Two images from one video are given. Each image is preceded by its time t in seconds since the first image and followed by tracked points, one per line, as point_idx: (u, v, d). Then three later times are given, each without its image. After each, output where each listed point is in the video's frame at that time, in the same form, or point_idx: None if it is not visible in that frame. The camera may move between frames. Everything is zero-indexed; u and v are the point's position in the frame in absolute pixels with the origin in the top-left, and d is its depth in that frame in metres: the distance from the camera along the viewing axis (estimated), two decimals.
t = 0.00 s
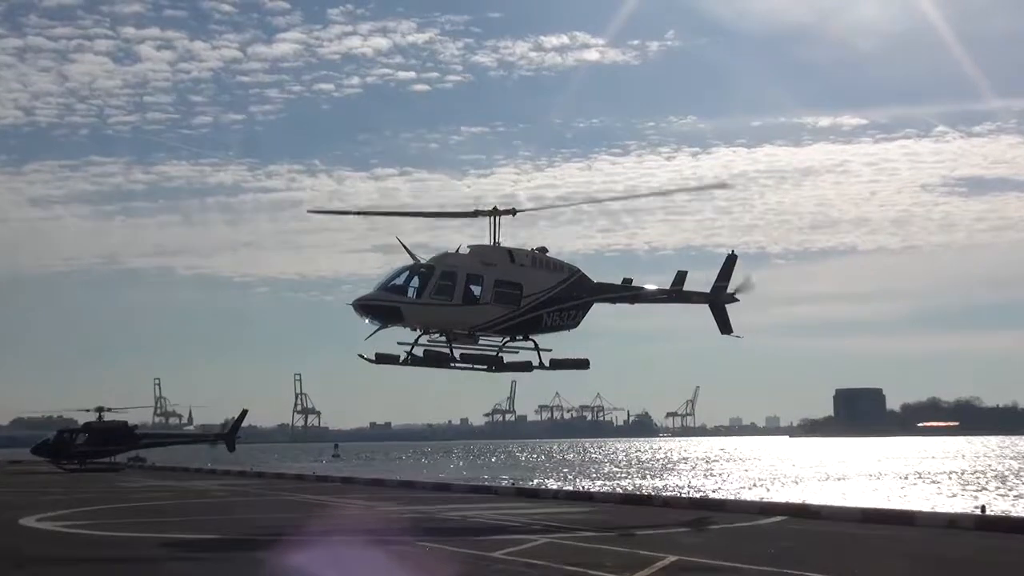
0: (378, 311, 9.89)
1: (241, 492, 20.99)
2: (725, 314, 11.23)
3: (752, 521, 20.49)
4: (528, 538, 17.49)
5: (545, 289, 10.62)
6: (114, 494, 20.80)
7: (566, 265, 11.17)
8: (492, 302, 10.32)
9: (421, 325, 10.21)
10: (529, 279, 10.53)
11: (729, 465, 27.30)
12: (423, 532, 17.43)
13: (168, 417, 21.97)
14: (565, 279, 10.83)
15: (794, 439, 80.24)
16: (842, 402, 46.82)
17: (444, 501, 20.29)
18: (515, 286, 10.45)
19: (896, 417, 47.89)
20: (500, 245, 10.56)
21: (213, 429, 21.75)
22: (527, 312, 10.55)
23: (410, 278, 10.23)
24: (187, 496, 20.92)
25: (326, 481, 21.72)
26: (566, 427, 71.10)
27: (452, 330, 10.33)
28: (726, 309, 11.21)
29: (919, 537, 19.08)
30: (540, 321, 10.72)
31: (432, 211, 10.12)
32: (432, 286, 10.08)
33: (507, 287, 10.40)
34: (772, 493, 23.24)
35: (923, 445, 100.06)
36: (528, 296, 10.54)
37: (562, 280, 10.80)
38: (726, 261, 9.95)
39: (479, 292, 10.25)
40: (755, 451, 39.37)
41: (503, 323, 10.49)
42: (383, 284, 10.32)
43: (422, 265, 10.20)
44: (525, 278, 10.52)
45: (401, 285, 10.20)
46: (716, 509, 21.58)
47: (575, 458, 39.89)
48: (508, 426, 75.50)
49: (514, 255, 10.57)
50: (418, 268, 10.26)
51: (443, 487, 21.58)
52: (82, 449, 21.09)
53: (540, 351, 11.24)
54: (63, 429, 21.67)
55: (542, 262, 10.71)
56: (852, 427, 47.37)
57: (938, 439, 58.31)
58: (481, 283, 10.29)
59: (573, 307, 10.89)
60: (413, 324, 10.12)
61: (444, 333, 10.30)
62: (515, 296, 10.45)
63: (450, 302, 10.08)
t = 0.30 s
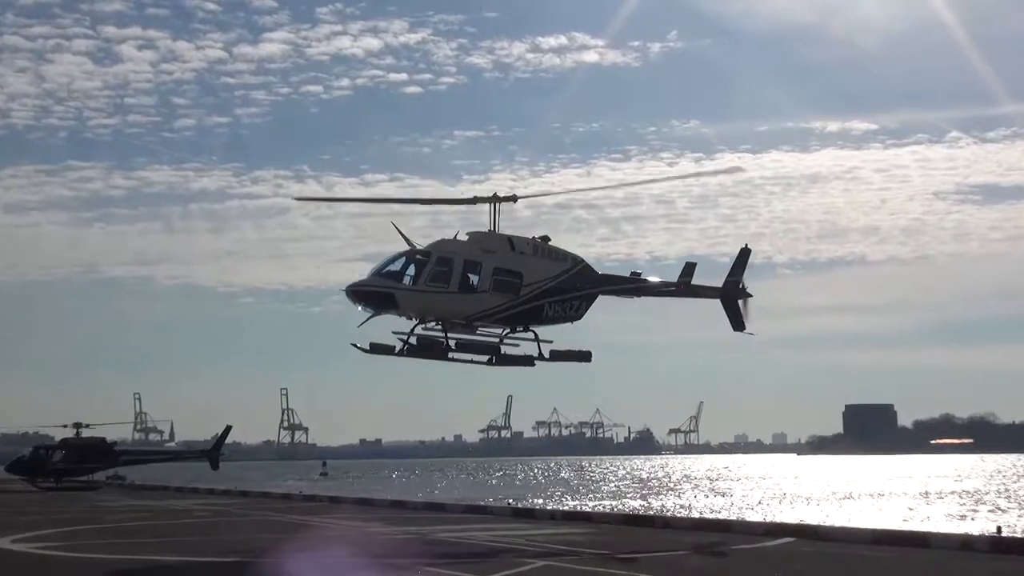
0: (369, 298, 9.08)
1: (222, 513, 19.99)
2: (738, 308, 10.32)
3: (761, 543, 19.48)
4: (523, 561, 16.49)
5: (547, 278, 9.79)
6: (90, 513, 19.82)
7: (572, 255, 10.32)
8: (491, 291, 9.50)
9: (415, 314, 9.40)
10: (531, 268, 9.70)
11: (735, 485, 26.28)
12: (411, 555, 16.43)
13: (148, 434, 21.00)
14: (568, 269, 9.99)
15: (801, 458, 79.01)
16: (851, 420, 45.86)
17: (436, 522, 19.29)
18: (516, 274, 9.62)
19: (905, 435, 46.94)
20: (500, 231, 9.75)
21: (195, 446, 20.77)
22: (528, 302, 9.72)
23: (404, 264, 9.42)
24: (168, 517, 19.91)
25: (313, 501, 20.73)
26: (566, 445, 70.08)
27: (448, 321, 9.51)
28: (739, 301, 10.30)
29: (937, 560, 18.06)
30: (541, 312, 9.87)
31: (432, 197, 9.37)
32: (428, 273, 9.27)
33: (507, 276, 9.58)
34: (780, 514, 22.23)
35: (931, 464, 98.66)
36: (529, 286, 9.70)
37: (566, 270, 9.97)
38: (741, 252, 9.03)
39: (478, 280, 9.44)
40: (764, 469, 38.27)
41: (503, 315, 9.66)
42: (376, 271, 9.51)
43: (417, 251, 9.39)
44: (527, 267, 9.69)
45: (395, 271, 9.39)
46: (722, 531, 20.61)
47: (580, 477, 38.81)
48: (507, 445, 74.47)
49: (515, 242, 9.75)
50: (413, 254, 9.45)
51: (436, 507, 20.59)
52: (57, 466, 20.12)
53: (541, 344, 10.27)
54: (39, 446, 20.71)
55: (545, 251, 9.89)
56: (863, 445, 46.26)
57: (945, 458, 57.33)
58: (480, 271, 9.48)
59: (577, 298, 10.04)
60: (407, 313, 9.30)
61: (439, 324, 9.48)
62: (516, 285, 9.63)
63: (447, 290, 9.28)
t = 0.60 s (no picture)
0: (365, 298, 8.71)
1: (207, 550, 18.91)
2: (757, 314, 9.48)
3: None
4: None
5: (551, 279, 9.26)
6: (68, 550, 18.90)
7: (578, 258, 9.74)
8: (492, 294, 9.03)
9: (415, 317, 9.00)
10: (534, 269, 9.19)
11: (742, 519, 25.40)
12: None
13: (130, 467, 20.16)
14: (575, 271, 9.45)
15: (809, 492, 77.76)
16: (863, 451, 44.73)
17: (431, 558, 18.43)
18: (518, 275, 9.14)
19: (919, 467, 45.76)
20: (502, 232, 9.25)
21: (180, 480, 19.89)
22: (532, 305, 9.20)
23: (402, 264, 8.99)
24: (150, 553, 18.98)
25: (302, 537, 19.84)
26: (569, 477, 68.84)
27: (449, 323, 9.08)
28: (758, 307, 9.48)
29: None
30: (545, 315, 9.31)
31: (433, 197, 9.02)
32: (426, 272, 8.85)
33: (509, 277, 9.09)
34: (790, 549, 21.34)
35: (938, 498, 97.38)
36: (532, 287, 9.18)
37: (572, 271, 9.42)
38: (760, 258, 8.25)
39: (479, 282, 8.99)
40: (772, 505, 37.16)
41: (505, 317, 9.18)
42: (375, 270, 9.11)
43: (416, 251, 8.95)
44: (530, 267, 9.18)
45: (394, 271, 8.96)
46: (731, 569, 19.64)
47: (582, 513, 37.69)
48: (510, 476, 73.24)
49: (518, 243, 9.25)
50: (412, 254, 9.01)
51: (431, 543, 19.68)
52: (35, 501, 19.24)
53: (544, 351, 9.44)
54: (15, 479, 19.82)
55: (550, 252, 9.36)
56: (874, 477, 45.14)
57: (957, 491, 56.07)
58: (481, 271, 9.02)
59: (584, 302, 9.45)
60: (406, 315, 8.89)
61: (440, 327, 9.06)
62: (518, 287, 9.13)
63: (446, 292, 8.85)
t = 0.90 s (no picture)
0: (362, 296, 8.25)
1: None
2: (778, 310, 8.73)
3: None
4: None
5: (558, 272, 8.46)
6: None
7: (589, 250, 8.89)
8: (495, 288, 8.31)
9: (417, 314, 8.43)
10: (539, 262, 8.42)
11: (756, 553, 24.35)
12: None
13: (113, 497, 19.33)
14: (585, 264, 8.59)
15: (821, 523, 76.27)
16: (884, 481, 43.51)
17: None
18: (523, 268, 8.39)
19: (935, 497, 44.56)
20: (508, 223, 8.53)
21: (166, 511, 18.99)
22: (538, 299, 8.42)
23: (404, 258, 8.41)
24: None
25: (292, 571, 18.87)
26: (574, 507, 67.57)
27: (453, 321, 8.43)
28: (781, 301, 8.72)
29: None
30: (553, 309, 8.51)
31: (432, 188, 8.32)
32: (427, 266, 8.26)
33: (514, 270, 8.36)
34: None
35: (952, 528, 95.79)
36: (538, 280, 8.41)
37: (581, 265, 8.57)
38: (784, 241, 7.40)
39: (482, 275, 8.30)
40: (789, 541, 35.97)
41: (510, 313, 8.42)
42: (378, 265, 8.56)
43: (418, 244, 8.36)
44: (535, 260, 8.42)
45: (395, 266, 8.38)
46: None
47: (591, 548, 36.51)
48: (513, 506, 71.99)
49: (523, 235, 8.49)
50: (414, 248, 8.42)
51: None
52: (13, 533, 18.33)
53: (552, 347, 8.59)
54: None
55: (558, 245, 8.56)
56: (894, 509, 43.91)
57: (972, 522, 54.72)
58: (485, 264, 8.33)
59: (594, 296, 8.59)
60: (407, 310, 8.31)
61: (444, 325, 8.43)
62: (523, 280, 8.38)
63: (449, 286, 8.24)
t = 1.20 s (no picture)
0: (359, 295, 7.99)
1: None
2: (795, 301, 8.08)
3: None
4: None
5: (561, 268, 8.31)
6: None
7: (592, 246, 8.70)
8: (497, 287, 8.13)
9: (417, 313, 8.19)
10: (541, 259, 8.26)
11: None
12: None
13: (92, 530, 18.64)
14: (589, 260, 8.45)
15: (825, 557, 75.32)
16: (889, 515, 42.80)
17: None
18: (525, 265, 8.23)
19: (946, 532, 43.60)
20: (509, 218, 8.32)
21: (148, 543, 18.32)
22: (541, 297, 8.27)
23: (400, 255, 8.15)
24: None
25: None
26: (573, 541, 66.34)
27: (452, 318, 8.23)
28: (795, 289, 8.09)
29: None
30: (557, 307, 8.35)
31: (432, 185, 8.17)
32: (426, 265, 8.02)
33: (516, 267, 8.19)
34: None
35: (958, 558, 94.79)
36: (540, 277, 8.25)
37: (585, 261, 8.42)
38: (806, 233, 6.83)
39: (483, 273, 8.11)
40: None
41: (513, 310, 8.24)
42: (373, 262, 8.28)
43: (415, 241, 8.12)
44: (538, 257, 8.26)
45: (391, 263, 8.12)
46: None
47: None
48: (511, 541, 70.72)
49: (525, 231, 8.30)
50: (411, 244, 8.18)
51: None
52: None
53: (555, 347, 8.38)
54: None
55: (560, 240, 8.39)
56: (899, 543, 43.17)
57: (980, 555, 53.60)
58: (486, 261, 8.14)
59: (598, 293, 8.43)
60: (405, 310, 8.07)
61: (443, 323, 8.23)
62: (525, 277, 8.21)
63: (449, 284, 8.03)
